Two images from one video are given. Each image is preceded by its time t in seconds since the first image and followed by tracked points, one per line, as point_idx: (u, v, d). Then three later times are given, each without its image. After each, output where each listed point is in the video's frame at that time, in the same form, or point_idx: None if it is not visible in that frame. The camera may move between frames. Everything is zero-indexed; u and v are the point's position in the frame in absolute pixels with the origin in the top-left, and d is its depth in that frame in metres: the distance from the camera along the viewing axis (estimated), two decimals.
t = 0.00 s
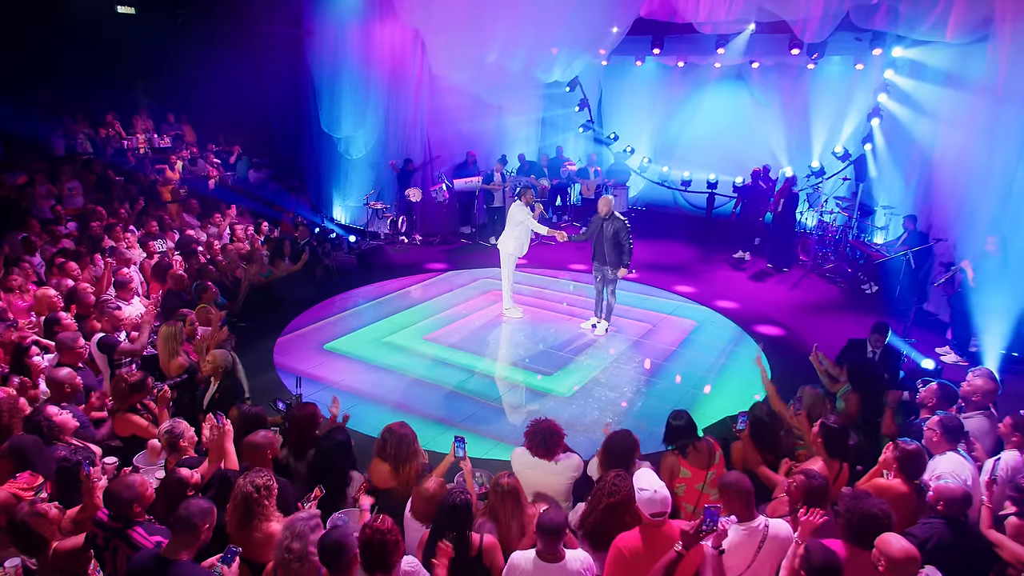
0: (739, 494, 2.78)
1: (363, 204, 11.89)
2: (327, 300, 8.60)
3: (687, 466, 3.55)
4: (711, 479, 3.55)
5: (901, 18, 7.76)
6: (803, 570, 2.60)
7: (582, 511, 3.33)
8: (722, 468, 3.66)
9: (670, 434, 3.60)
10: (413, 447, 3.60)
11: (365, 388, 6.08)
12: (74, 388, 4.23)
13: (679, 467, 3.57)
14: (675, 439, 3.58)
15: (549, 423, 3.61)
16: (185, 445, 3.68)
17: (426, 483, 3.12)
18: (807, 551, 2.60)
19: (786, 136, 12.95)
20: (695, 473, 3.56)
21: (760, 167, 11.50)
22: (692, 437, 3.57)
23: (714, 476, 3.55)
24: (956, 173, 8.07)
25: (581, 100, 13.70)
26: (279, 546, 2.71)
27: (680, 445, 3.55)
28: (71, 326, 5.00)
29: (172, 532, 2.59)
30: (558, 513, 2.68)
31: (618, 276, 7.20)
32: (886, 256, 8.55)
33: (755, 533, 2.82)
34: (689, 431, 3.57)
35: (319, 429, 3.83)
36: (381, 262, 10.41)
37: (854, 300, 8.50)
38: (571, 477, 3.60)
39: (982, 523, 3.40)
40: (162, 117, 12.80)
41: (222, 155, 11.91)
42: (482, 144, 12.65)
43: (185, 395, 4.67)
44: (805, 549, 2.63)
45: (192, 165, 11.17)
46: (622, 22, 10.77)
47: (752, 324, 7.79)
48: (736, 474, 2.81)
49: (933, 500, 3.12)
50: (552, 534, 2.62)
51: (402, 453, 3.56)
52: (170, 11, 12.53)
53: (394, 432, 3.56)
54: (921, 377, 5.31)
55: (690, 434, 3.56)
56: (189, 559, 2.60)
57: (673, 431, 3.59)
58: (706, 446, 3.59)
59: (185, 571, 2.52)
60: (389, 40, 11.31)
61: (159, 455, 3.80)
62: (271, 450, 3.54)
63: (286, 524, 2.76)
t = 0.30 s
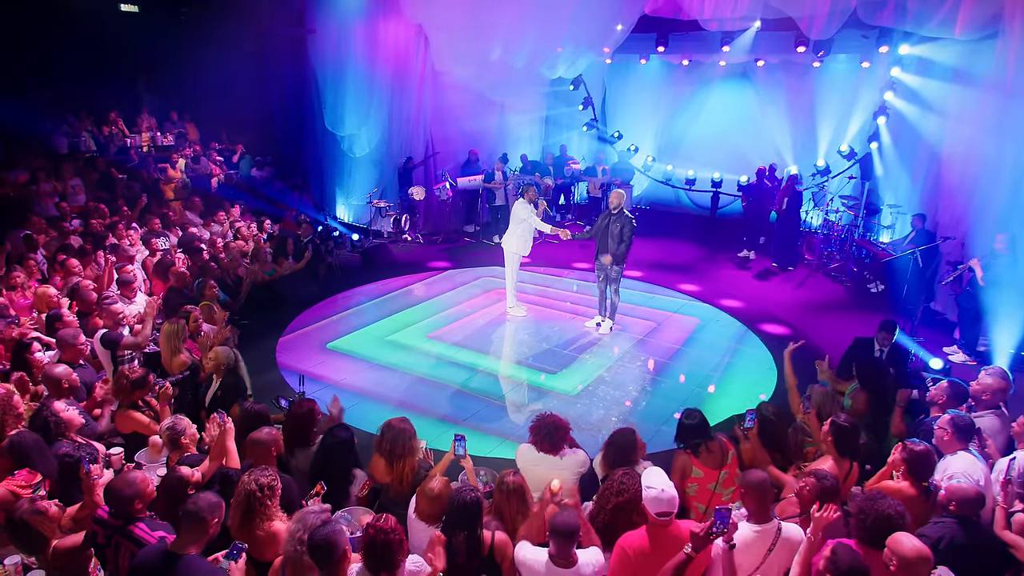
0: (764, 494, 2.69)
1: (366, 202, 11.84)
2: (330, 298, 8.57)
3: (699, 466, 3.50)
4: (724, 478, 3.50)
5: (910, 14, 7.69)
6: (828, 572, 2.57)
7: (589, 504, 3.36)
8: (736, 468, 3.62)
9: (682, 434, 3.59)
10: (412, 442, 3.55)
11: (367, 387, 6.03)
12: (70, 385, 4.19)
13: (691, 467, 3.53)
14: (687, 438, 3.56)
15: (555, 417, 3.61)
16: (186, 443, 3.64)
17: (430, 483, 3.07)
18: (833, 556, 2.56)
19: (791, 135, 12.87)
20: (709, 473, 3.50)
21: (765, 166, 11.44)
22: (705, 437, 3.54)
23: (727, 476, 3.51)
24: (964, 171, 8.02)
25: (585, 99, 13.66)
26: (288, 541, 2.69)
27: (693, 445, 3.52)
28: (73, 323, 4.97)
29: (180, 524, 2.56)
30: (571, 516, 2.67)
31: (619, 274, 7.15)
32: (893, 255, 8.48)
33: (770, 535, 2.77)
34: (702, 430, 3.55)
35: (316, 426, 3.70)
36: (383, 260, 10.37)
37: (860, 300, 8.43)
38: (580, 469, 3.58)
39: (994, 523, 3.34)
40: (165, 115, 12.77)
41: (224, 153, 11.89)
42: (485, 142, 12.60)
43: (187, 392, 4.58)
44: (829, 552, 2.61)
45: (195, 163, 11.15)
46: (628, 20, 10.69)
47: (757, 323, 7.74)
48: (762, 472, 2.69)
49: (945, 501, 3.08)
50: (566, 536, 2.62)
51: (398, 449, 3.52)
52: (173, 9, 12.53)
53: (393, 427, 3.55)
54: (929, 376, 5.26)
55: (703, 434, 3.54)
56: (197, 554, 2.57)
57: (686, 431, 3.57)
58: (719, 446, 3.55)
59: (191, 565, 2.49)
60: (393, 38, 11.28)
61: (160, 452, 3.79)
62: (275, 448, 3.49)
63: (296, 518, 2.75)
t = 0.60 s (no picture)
0: (778, 490, 2.70)
1: (369, 200, 11.82)
2: (333, 296, 8.58)
3: (710, 462, 3.51)
4: (735, 473, 3.49)
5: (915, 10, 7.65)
6: (850, 570, 2.55)
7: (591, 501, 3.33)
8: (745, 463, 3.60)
9: (690, 431, 3.59)
10: (414, 437, 3.56)
11: (370, 384, 6.02)
12: (72, 379, 4.18)
13: (703, 464, 3.53)
14: (696, 435, 3.57)
15: (557, 420, 3.56)
16: (189, 438, 3.64)
17: (433, 477, 3.05)
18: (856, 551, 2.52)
19: (795, 131, 12.82)
20: (719, 469, 3.51)
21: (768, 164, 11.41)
22: (714, 433, 3.55)
23: (739, 471, 3.49)
24: (968, 169, 7.91)
25: (588, 97, 13.63)
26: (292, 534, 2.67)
27: (701, 443, 3.53)
28: (77, 318, 4.97)
29: (193, 516, 2.58)
30: (578, 510, 2.66)
31: (624, 272, 7.12)
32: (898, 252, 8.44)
33: (780, 531, 2.81)
34: (710, 426, 3.56)
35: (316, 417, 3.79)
36: (387, 258, 10.37)
37: (864, 297, 8.42)
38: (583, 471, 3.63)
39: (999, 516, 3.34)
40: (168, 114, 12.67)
41: (228, 151, 11.91)
42: (489, 139, 12.57)
43: (190, 387, 4.58)
44: (851, 547, 2.60)
45: (198, 161, 11.17)
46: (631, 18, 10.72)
47: (760, 320, 7.72)
48: (776, 468, 2.72)
49: (950, 495, 3.07)
50: (576, 529, 2.61)
51: (401, 443, 3.52)
52: (178, 8, 12.46)
53: (394, 421, 3.55)
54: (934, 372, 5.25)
55: (711, 430, 3.55)
56: (210, 543, 2.61)
57: (694, 428, 3.58)
58: (727, 442, 3.56)
59: (208, 556, 2.54)
60: (395, 35, 11.18)
61: (163, 446, 3.76)
62: (277, 441, 3.48)
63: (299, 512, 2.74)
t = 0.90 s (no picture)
0: (788, 484, 2.80)
1: (374, 198, 11.83)
2: (338, 293, 8.62)
3: (721, 457, 3.46)
4: (744, 467, 3.49)
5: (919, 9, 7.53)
6: (861, 563, 2.51)
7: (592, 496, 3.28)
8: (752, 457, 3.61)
9: (697, 426, 3.61)
10: (420, 430, 3.60)
11: (374, 381, 6.06)
12: (82, 372, 4.24)
13: (713, 459, 3.47)
14: (702, 431, 3.58)
15: (559, 418, 3.54)
16: (194, 430, 3.68)
17: (435, 470, 3.08)
18: (866, 542, 2.53)
19: (800, 130, 12.79)
20: (730, 464, 3.47)
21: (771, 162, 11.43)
22: (721, 429, 3.50)
23: (747, 464, 3.50)
24: (973, 168, 7.89)
25: (592, 96, 13.63)
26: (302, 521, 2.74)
27: (710, 439, 3.49)
28: (86, 313, 5.01)
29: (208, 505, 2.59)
30: (582, 501, 2.68)
31: (629, 269, 7.13)
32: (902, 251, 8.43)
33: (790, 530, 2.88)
34: (716, 422, 3.57)
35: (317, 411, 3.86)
36: (392, 256, 10.42)
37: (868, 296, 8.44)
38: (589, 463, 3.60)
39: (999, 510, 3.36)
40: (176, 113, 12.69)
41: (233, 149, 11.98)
42: (494, 138, 12.60)
43: (197, 380, 4.65)
44: (863, 539, 2.56)
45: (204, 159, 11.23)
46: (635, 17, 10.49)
47: (764, 318, 7.73)
48: (784, 464, 2.83)
49: (952, 488, 3.10)
50: (578, 521, 2.63)
51: (409, 438, 3.56)
52: (184, 8, 12.61)
53: (401, 415, 3.59)
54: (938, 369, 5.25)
55: (717, 426, 3.55)
56: (226, 533, 2.61)
57: (700, 423, 3.60)
58: (736, 435, 3.51)
59: (224, 545, 2.56)
60: (401, 34, 11.27)
61: (169, 438, 3.77)
62: (281, 434, 3.51)
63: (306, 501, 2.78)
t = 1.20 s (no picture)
0: (792, 476, 2.99)
1: (380, 196, 11.81)
2: (344, 290, 8.69)
3: (727, 450, 3.48)
4: (748, 458, 3.50)
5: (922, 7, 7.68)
6: (868, 555, 2.57)
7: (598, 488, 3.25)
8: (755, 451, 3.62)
9: (703, 420, 3.62)
10: (427, 427, 3.64)
11: (380, 377, 6.11)
12: (94, 364, 4.32)
13: (720, 451, 3.48)
14: (708, 424, 3.59)
15: (563, 408, 3.61)
16: (202, 420, 3.75)
17: (437, 458, 3.11)
18: (873, 535, 2.57)
19: (806, 129, 12.78)
20: (735, 456, 3.49)
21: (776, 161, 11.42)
22: (727, 420, 3.58)
23: (751, 456, 3.51)
24: (980, 166, 7.88)
25: (598, 95, 13.64)
26: (307, 499, 2.80)
27: (716, 431, 3.53)
28: (97, 307, 5.09)
29: (226, 491, 2.62)
30: (584, 493, 2.72)
31: (633, 267, 7.15)
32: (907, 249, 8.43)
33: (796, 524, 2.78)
34: (722, 414, 3.59)
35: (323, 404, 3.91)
36: (398, 253, 10.48)
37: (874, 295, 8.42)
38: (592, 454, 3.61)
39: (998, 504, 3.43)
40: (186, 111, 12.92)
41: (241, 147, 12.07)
42: (500, 137, 12.65)
43: (206, 372, 4.71)
44: (868, 534, 2.60)
45: (213, 157, 11.32)
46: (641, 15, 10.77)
47: (769, 316, 7.74)
48: (790, 456, 3.02)
49: (952, 480, 3.13)
50: (579, 511, 2.67)
51: (416, 433, 3.61)
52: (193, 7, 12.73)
53: (409, 409, 3.63)
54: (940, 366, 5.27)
55: (723, 419, 3.58)
56: (243, 518, 2.65)
57: (707, 416, 3.61)
58: (740, 427, 3.57)
59: (241, 530, 2.60)
60: (409, 34, 11.35)
61: (177, 428, 3.83)
62: (287, 424, 3.57)
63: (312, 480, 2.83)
